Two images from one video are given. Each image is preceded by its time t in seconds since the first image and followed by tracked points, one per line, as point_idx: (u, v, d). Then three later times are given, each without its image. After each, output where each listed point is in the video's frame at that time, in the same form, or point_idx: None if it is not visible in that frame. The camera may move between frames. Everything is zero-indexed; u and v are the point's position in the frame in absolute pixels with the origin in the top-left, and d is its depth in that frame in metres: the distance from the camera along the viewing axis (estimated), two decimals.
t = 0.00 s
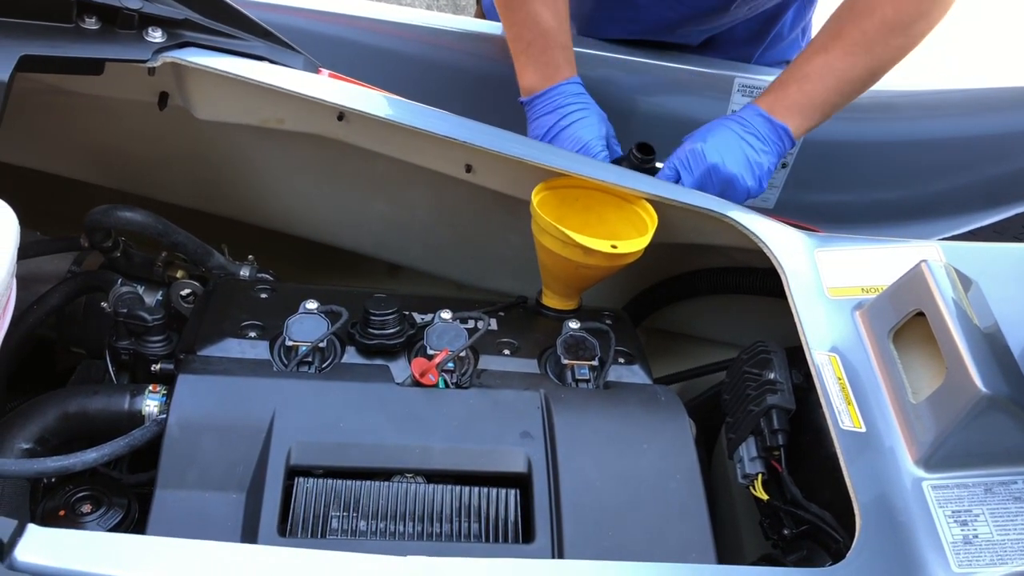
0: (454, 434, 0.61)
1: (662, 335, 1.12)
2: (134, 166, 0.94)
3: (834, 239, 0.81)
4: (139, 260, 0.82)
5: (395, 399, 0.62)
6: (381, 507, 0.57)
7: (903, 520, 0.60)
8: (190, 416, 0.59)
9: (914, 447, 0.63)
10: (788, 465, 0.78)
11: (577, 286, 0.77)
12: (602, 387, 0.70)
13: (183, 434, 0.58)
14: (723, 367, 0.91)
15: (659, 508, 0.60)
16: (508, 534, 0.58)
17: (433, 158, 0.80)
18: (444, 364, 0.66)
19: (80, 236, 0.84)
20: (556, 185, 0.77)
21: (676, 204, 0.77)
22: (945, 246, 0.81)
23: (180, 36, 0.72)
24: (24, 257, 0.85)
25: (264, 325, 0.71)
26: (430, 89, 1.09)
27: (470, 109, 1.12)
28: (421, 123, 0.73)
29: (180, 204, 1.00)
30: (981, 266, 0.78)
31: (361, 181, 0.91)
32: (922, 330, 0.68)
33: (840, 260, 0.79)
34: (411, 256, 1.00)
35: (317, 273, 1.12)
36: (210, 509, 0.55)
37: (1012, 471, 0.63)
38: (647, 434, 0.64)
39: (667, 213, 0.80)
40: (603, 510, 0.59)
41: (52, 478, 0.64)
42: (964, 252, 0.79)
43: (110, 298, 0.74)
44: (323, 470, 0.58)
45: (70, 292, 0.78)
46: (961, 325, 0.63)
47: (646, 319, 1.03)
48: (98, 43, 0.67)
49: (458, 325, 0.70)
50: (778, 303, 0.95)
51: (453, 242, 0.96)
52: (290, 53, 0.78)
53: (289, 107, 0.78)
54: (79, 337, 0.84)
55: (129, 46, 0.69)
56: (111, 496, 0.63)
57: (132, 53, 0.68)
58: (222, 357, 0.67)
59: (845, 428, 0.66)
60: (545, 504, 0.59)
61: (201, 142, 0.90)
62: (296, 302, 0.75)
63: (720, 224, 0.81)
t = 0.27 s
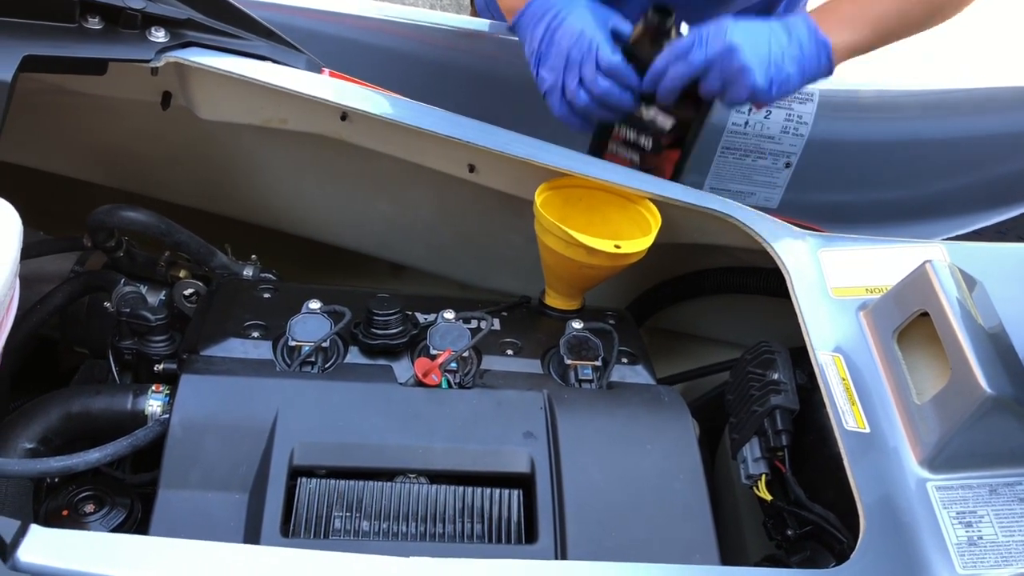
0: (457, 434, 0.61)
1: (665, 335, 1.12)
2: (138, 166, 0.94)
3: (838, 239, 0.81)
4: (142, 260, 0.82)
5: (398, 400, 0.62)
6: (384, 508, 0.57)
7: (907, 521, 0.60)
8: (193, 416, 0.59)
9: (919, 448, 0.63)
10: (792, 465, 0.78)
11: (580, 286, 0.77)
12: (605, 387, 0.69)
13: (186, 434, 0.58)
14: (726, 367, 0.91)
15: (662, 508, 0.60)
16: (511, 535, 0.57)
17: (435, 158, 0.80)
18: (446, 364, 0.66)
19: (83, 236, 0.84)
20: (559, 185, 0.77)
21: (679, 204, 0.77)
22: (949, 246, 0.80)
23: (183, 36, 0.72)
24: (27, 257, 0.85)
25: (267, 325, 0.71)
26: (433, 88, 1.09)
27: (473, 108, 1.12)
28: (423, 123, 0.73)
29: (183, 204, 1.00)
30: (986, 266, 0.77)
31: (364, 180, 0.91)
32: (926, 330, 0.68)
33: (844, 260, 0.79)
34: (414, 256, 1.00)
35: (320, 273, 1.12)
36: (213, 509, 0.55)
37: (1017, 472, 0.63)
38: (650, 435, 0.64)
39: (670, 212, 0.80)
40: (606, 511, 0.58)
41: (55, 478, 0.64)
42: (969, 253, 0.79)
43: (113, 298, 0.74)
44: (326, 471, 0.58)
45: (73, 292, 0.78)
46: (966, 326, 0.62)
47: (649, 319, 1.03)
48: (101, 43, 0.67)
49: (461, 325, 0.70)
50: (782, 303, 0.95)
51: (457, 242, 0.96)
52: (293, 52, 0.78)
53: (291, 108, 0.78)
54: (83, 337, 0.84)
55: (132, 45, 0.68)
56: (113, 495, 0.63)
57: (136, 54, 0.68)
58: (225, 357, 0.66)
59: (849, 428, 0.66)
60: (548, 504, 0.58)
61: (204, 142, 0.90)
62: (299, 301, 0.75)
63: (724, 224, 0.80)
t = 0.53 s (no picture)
0: (460, 437, 0.61)
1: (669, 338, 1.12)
2: (143, 170, 0.94)
3: (841, 243, 0.81)
4: (147, 263, 0.83)
5: (401, 403, 0.62)
6: (387, 512, 0.57)
7: (910, 526, 0.60)
8: (197, 420, 0.59)
9: (921, 452, 0.63)
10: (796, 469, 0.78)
11: (583, 289, 0.77)
12: (608, 391, 0.69)
13: (190, 438, 0.58)
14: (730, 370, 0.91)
15: (665, 512, 0.60)
16: (513, 539, 0.57)
17: (439, 161, 0.80)
18: (450, 368, 0.67)
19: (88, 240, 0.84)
20: (562, 189, 0.77)
21: (682, 207, 0.77)
22: (953, 249, 0.80)
23: (187, 41, 0.72)
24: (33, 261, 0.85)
25: (271, 329, 0.71)
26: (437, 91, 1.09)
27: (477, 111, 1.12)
28: (426, 127, 0.73)
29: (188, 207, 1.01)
30: (991, 269, 0.77)
31: (367, 184, 0.91)
32: (929, 334, 0.68)
33: (847, 263, 0.79)
34: (417, 259, 1.00)
35: (324, 277, 1.12)
36: (217, 513, 0.55)
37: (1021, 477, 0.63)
38: (653, 439, 0.64)
39: (673, 216, 0.80)
40: (609, 515, 0.58)
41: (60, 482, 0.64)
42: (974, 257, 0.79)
43: (118, 302, 0.74)
44: (329, 475, 0.58)
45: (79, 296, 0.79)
46: (968, 330, 0.62)
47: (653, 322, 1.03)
48: (105, 48, 0.67)
49: (464, 329, 0.70)
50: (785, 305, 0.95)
51: (460, 245, 0.97)
52: (296, 57, 0.78)
53: (295, 112, 0.78)
54: (88, 340, 0.84)
55: (136, 50, 0.69)
56: (118, 499, 0.64)
57: (140, 59, 0.68)
58: (229, 360, 0.67)
59: (852, 433, 0.66)
60: (550, 509, 0.59)
61: (209, 146, 0.90)
62: (302, 305, 0.75)
63: (727, 228, 0.80)
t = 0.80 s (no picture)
0: (461, 440, 0.61)
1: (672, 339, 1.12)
2: (145, 172, 0.94)
3: (844, 244, 0.80)
4: (148, 265, 0.83)
5: (402, 406, 0.62)
6: (388, 515, 0.57)
7: (914, 528, 0.59)
8: (198, 423, 0.59)
9: (926, 455, 0.62)
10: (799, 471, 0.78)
11: (586, 291, 0.77)
12: (611, 393, 0.69)
13: (191, 441, 0.58)
14: (733, 371, 0.91)
15: (667, 515, 0.59)
16: (514, 542, 0.57)
17: (440, 163, 0.80)
18: (450, 370, 0.66)
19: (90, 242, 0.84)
20: (564, 190, 0.77)
21: (685, 209, 0.77)
22: (957, 250, 0.80)
23: (188, 43, 0.72)
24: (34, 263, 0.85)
25: (272, 331, 0.71)
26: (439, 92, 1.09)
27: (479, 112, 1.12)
28: (427, 128, 0.73)
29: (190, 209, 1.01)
30: (996, 269, 0.77)
31: (369, 185, 0.91)
32: (934, 335, 0.68)
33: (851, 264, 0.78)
34: (419, 261, 1.00)
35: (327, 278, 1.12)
36: (218, 516, 0.55)
37: None
38: (655, 441, 0.64)
39: (675, 217, 0.80)
40: (611, 518, 0.58)
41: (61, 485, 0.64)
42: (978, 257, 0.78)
43: (120, 304, 0.74)
44: (330, 478, 0.58)
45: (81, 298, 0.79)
46: (973, 331, 0.62)
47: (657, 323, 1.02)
48: (106, 50, 0.67)
49: (466, 330, 0.70)
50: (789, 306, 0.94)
51: (462, 247, 0.96)
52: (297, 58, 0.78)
53: (296, 114, 0.78)
54: (89, 343, 0.84)
55: (137, 52, 0.69)
56: (120, 502, 0.64)
57: (141, 61, 0.68)
58: (230, 363, 0.67)
59: (855, 435, 0.65)
60: (552, 512, 0.58)
61: (211, 148, 0.90)
62: (304, 307, 0.75)
63: (730, 229, 0.80)
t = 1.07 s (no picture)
0: (450, 442, 0.61)
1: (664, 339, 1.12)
2: (134, 176, 0.94)
3: (834, 242, 0.80)
4: (138, 270, 0.83)
5: (391, 408, 0.62)
6: (377, 517, 0.57)
7: (902, 526, 0.59)
8: (186, 426, 0.59)
9: (915, 452, 0.63)
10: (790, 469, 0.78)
11: (576, 291, 0.77)
12: (600, 393, 0.69)
13: (179, 445, 0.58)
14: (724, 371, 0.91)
15: (656, 514, 0.60)
16: (503, 543, 0.57)
17: (429, 165, 0.80)
18: (440, 372, 0.66)
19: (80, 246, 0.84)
20: (553, 191, 0.77)
21: (674, 208, 0.77)
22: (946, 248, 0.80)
23: (174, 47, 0.72)
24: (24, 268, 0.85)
25: (261, 334, 0.71)
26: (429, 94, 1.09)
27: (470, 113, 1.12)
28: (414, 130, 0.73)
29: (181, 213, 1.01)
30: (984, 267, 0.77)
31: (359, 187, 0.91)
32: (922, 333, 0.68)
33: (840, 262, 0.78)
34: (410, 263, 1.00)
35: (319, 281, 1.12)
36: (206, 520, 0.55)
37: (1015, 476, 0.63)
38: (644, 441, 0.64)
39: (665, 217, 0.80)
40: (600, 519, 0.58)
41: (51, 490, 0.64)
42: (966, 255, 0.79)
43: (109, 309, 0.74)
44: (318, 480, 0.58)
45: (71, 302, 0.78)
46: (960, 328, 0.62)
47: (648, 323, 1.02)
48: (92, 54, 0.67)
49: (455, 332, 0.70)
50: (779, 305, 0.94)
51: (453, 248, 0.96)
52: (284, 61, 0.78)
53: (283, 116, 0.78)
54: (80, 347, 0.84)
55: (123, 56, 0.69)
56: (109, 506, 0.63)
57: (126, 65, 0.68)
58: (219, 366, 0.67)
59: (844, 433, 0.65)
60: (540, 513, 0.58)
61: (200, 152, 0.90)
62: (293, 310, 0.75)
63: (720, 229, 0.80)
